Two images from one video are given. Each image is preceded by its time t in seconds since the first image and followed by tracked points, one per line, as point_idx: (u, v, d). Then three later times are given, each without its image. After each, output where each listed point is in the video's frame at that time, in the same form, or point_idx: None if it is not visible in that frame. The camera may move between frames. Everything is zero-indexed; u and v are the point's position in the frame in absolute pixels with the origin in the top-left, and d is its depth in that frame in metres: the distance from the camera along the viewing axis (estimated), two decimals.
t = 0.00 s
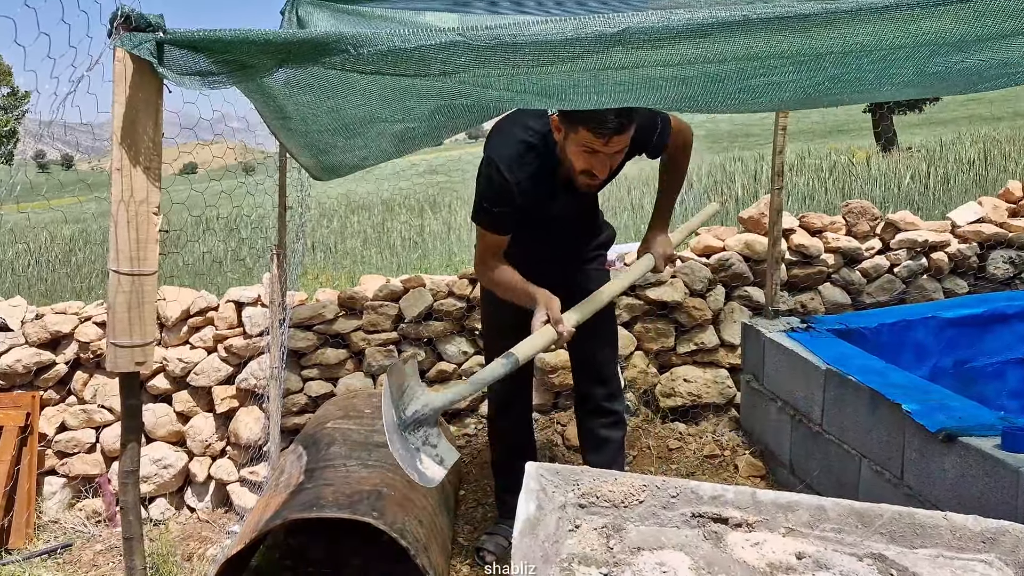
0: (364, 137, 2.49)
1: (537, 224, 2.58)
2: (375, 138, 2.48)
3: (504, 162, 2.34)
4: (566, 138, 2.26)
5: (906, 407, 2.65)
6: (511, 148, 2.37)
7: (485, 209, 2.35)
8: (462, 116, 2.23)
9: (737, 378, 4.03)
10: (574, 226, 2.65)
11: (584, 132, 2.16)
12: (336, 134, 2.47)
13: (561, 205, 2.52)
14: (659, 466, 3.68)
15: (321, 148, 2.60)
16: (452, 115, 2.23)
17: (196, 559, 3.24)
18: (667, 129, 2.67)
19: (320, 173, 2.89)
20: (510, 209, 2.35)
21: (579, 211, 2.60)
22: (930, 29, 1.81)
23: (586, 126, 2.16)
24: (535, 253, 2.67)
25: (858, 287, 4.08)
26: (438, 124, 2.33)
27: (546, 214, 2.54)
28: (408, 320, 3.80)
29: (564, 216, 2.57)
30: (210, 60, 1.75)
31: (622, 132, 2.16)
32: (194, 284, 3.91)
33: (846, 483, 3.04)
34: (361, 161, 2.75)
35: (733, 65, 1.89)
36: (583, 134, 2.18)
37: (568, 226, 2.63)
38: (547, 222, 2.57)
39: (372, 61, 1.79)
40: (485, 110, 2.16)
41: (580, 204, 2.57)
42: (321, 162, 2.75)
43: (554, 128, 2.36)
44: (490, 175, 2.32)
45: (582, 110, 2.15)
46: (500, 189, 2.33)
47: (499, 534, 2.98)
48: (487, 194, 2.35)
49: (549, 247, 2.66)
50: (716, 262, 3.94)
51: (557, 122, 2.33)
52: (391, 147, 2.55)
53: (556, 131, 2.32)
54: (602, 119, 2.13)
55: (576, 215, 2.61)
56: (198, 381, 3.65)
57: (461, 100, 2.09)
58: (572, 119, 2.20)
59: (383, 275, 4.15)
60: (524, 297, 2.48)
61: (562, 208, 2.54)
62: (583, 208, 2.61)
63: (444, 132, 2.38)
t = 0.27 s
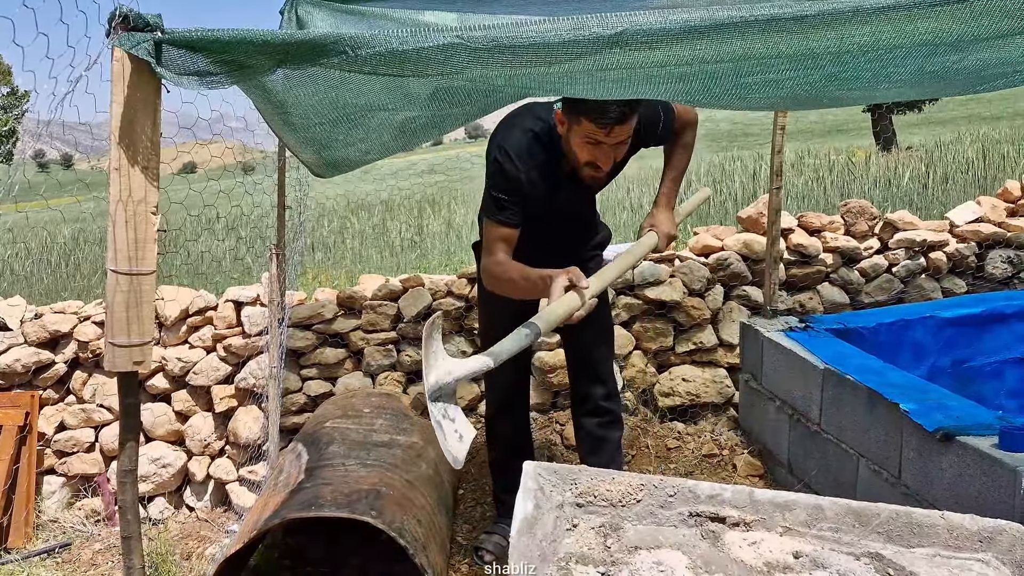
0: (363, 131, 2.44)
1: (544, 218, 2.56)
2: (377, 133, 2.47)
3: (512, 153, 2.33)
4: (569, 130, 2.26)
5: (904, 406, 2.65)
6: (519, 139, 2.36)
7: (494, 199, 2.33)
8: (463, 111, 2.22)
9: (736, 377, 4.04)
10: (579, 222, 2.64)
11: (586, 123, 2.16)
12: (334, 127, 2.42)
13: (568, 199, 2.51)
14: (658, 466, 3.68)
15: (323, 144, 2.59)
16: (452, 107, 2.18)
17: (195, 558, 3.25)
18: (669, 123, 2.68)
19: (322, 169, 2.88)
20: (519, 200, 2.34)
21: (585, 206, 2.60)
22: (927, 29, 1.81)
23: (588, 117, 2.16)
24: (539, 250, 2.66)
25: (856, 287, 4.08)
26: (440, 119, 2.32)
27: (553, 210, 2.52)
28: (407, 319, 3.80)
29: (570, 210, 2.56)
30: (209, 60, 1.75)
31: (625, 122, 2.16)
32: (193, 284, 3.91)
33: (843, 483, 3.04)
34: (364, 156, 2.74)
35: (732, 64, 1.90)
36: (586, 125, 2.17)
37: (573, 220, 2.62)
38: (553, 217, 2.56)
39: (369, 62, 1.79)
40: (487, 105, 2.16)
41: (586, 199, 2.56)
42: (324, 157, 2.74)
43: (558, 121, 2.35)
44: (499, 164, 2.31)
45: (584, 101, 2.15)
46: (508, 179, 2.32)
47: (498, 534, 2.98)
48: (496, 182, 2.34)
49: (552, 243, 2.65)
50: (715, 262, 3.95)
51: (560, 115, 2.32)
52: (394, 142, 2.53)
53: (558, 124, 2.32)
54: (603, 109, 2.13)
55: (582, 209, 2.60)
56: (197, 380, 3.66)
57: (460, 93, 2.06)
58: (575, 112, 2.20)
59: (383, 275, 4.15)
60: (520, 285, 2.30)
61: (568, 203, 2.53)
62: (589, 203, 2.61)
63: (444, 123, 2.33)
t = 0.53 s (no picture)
0: (360, 134, 2.45)
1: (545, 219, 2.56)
2: (373, 135, 2.47)
3: (509, 152, 2.34)
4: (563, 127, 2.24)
5: (900, 408, 2.65)
6: (515, 138, 2.37)
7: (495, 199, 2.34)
8: (459, 112, 2.22)
9: (733, 378, 4.04)
10: (579, 221, 2.64)
11: (577, 118, 2.14)
12: (331, 129, 2.42)
13: (569, 199, 2.50)
14: (655, 467, 3.68)
15: (320, 145, 2.58)
16: (448, 109, 2.18)
17: (192, 559, 3.25)
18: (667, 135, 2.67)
19: (319, 170, 2.88)
20: (519, 200, 2.34)
21: (587, 205, 2.59)
22: (922, 31, 1.80)
23: (581, 113, 2.14)
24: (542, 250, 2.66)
25: (854, 288, 4.08)
26: (436, 120, 2.32)
27: (554, 210, 2.51)
28: (405, 320, 3.81)
29: (571, 209, 2.56)
30: (203, 63, 1.75)
31: (618, 119, 2.14)
32: (191, 285, 3.92)
33: (840, 484, 3.04)
34: (361, 157, 2.73)
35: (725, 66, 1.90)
36: (579, 121, 2.16)
37: (573, 220, 2.61)
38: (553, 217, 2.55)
39: (364, 65, 1.79)
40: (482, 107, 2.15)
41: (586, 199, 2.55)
42: (320, 159, 2.74)
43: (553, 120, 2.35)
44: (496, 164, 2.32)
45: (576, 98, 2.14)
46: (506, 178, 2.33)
47: (495, 535, 2.98)
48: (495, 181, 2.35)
49: (554, 242, 2.65)
50: (712, 263, 3.95)
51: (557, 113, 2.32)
52: (391, 143, 2.53)
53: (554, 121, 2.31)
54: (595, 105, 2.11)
55: (583, 209, 2.59)
56: (195, 381, 3.66)
57: (456, 96, 2.06)
58: (569, 110, 2.19)
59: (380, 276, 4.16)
60: (543, 282, 2.22)
61: (568, 203, 2.52)
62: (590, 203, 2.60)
63: (441, 124, 2.34)
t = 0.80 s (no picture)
0: (356, 133, 2.45)
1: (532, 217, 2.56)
2: (367, 134, 2.45)
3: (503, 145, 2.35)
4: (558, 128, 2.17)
5: (896, 408, 2.65)
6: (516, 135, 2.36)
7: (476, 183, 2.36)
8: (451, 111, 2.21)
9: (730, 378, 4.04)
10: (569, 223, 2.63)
11: (571, 120, 2.06)
12: (327, 129, 2.42)
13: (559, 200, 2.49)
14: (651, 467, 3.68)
15: (314, 144, 2.57)
16: (443, 109, 2.18)
17: (189, 559, 3.25)
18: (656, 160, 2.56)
19: (314, 169, 2.87)
20: (510, 195, 2.33)
21: (579, 207, 2.58)
22: (915, 30, 1.81)
23: (575, 114, 2.06)
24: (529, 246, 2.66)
25: (850, 287, 4.08)
26: (429, 120, 2.31)
27: (541, 208, 2.51)
28: (401, 320, 3.81)
29: (562, 210, 2.54)
30: (197, 63, 1.75)
31: (612, 121, 2.05)
32: (187, 284, 3.91)
33: (836, 484, 3.04)
34: (356, 156, 2.72)
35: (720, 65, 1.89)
36: (571, 122, 2.07)
37: (564, 221, 2.60)
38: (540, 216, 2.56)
39: (359, 65, 1.79)
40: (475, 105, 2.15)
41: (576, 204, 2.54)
42: (314, 158, 2.72)
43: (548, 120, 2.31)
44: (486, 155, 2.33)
45: (571, 99, 2.05)
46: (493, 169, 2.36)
47: (491, 535, 2.98)
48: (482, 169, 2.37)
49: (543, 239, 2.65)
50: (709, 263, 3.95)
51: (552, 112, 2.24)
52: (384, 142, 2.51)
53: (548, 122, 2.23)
54: (590, 106, 2.03)
55: (575, 211, 2.58)
56: (191, 381, 3.66)
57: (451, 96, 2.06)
58: (563, 111, 2.10)
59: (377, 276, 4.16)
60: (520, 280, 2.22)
61: (559, 203, 2.51)
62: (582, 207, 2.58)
63: (437, 125, 2.34)
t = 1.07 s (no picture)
0: (351, 133, 2.44)
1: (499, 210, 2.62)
2: (361, 133, 2.45)
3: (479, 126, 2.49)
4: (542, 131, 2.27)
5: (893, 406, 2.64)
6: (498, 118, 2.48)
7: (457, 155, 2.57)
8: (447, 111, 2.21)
9: (727, 377, 4.04)
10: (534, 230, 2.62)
11: (559, 124, 2.15)
12: (323, 129, 2.42)
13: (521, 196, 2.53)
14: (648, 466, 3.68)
15: (308, 144, 2.56)
16: (439, 108, 2.18)
17: (185, 558, 3.25)
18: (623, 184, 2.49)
19: (308, 169, 2.86)
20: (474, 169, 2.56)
21: (546, 212, 2.57)
22: (911, 26, 1.80)
23: (562, 118, 2.15)
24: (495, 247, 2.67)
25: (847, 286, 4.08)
26: (423, 120, 2.31)
27: (507, 200, 2.57)
28: (398, 319, 3.80)
29: (524, 210, 2.56)
30: (192, 61, 1.74)
31: (597, 125, 2.15)
32: (183, 284, 3.91)
33: (833, 483, 3.04)
34: (350, 155, 2.72)
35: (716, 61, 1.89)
36: (557, 125, 2.17)
37: (528, 223, 2.60)
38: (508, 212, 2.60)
39: (354, 62, 1.78)
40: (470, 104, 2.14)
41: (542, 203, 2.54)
42: (308, 158, 2.72)
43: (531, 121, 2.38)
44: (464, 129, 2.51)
45: (560, 102, 2.13)
46: (466, 148, 2.53)
47: (488, 534, 2.98)
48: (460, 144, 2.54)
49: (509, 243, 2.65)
50: (706, 262, 3.95)
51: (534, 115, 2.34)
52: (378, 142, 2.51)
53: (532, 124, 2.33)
54: (578, 108, 2.11)
55: (539, 215, 2.58)
56: (188, 381, 3.65)
57: (447, 94, 2.05)
58: (548, 115, 2.19)
59: (374, 275, 4.15)
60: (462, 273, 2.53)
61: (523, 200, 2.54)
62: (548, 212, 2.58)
63: (432, 124, 2.33)
